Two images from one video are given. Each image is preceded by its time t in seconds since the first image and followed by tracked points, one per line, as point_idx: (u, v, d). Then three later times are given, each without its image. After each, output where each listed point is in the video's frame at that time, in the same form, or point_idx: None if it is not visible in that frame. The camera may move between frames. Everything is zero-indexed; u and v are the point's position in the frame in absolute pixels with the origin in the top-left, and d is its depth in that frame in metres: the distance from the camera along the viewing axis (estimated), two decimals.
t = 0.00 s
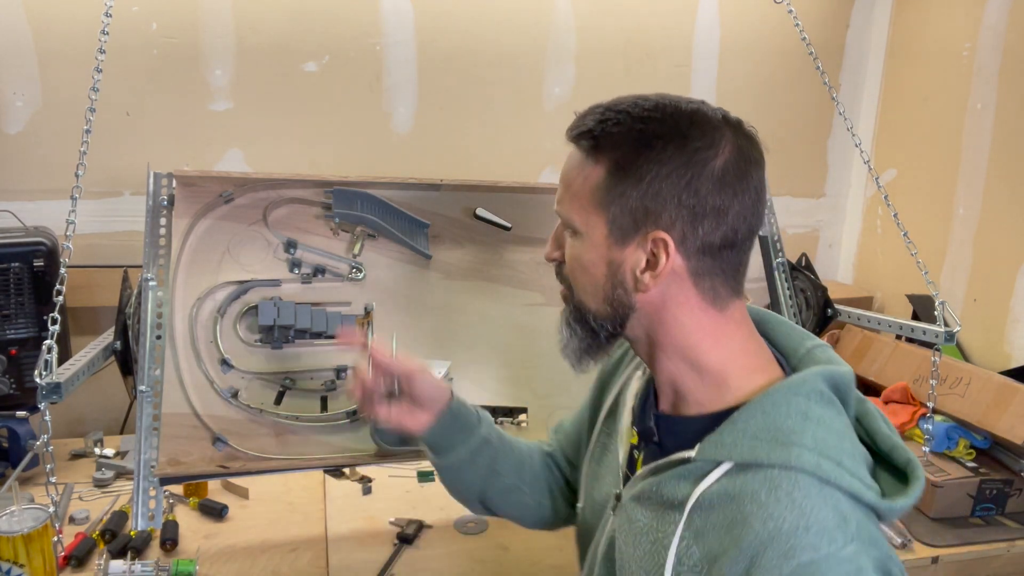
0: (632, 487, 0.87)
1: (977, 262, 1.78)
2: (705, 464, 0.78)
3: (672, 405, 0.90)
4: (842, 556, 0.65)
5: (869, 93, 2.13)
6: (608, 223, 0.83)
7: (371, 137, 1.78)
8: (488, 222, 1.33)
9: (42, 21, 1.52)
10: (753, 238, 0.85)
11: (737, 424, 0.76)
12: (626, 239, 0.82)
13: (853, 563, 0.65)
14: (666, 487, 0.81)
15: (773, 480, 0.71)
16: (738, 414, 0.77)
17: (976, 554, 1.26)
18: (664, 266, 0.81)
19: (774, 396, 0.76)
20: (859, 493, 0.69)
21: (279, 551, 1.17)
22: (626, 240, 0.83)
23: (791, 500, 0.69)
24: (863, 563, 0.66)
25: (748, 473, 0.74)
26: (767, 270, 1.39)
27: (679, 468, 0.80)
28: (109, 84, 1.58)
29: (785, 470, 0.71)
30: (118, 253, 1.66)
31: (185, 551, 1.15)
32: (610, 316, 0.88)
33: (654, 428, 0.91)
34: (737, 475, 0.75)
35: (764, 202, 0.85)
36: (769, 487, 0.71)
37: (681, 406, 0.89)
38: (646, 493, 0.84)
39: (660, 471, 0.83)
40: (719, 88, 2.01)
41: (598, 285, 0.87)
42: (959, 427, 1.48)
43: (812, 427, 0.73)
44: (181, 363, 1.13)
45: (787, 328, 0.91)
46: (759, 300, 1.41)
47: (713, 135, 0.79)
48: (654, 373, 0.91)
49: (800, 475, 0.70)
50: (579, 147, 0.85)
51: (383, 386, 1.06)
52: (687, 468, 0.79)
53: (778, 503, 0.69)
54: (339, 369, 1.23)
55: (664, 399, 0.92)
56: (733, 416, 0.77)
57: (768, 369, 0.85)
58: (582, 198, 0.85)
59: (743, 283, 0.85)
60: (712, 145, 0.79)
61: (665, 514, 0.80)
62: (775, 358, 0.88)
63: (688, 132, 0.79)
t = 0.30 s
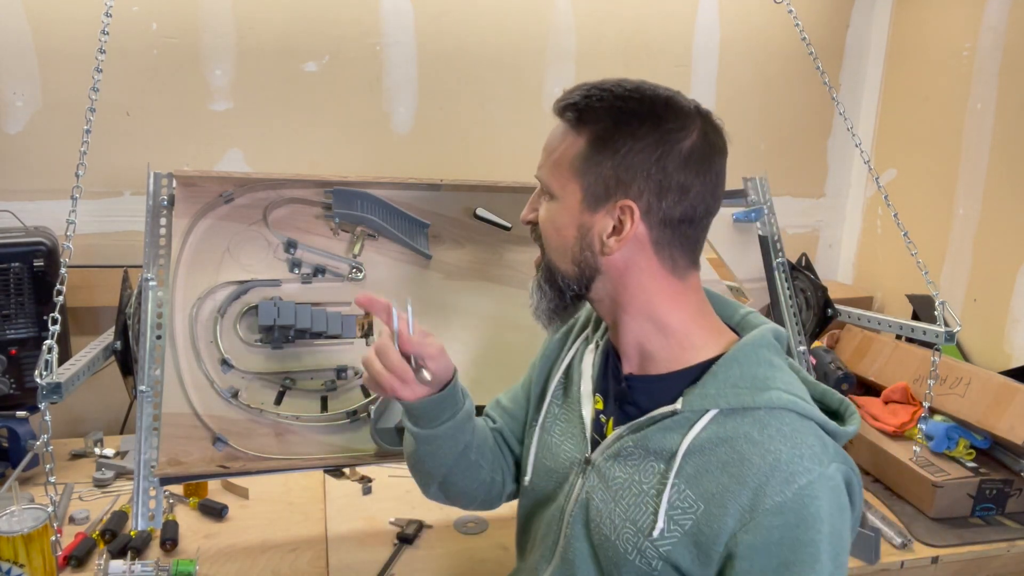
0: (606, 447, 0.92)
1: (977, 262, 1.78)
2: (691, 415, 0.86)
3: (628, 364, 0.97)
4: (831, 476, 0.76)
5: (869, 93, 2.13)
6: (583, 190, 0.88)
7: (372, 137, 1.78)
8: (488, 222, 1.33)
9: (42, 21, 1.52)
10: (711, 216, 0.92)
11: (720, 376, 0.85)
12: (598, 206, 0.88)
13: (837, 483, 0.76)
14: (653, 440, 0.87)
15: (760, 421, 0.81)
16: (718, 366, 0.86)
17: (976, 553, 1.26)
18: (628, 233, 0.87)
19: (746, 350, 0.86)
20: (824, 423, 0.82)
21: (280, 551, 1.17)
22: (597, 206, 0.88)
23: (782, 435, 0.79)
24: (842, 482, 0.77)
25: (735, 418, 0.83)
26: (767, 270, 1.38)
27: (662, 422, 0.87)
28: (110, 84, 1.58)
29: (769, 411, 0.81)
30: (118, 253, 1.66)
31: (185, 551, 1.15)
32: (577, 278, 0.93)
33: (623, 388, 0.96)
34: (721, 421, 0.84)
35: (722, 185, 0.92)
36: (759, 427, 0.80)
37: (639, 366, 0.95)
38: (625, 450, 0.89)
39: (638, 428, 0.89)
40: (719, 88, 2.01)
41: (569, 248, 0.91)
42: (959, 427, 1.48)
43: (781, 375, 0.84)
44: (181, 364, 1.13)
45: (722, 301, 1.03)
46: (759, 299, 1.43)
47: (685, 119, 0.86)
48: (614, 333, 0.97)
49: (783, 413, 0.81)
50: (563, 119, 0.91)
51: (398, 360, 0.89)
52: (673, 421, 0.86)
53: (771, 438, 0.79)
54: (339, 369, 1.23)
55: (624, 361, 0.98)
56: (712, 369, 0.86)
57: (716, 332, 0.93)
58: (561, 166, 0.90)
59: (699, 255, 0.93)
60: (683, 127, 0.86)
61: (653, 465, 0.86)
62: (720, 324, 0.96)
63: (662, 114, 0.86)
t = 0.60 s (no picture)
0: (592, 437, 0.93)
1: (977, 262, 1.78)
2: (674, 401, 0.87)
3: (619, 360, 0.97)
4: (802, 455, 0.78)
5: (869, 93, 2.13)
6: (601, 195, 0.87)
7: (372, 137, 1.78)
8: (488, 222, 1.33)
9: (42, 21, 1.52)
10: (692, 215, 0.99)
11: (700, 364, 0.87)
12: (617, 209, 0.87)
13: (808, 461, 0.78)
14: (637, 426, 0.88)
15: (738, 403, 0.83)
16: (699, 355, 0.88)
17: (976, 554, 1.26)
18: (651, 233, 0.88)
19: (727, 340, 0.88)
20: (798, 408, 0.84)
21: (280, 551, 1.17)
22: (615, 210, 0.87)
23: (758, 416, 0.81)
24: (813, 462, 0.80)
25: (714, 402, 0.85)
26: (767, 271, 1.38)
27: (647, 410, 0.89)
28: (110, 85, 1.58)
29: (747, 395, 0.83)
30: (118, 253, 1.66)
31: (185, 551, 1.15)
32: (590, 284, 0.90)
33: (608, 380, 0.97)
34: (702, 407, 0.85)
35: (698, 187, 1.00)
36: (737, 408, 0.83)
37: (629, 360, 0.96)
38: (610, 438, 0.90)
39: (623, 418, 0.90)
40: (719, 88, 2.01)
41: (584, 255, 0.89)
42: (959, 427, 1.48)
43: (757, 363, 0.87)
44: (181, 364, 1.13)
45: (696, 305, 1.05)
46: (759, 299, 1.41)
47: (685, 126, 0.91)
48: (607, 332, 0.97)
49: (759, 396, 0.83)
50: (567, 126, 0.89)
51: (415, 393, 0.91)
52: (657, 408, 0.88)
53: (747, 418, 0.81)
54: (339, 369, 1.23)
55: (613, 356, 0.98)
56: (693, 360, 0.88)
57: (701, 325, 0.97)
58: (577, 173, 0.87)
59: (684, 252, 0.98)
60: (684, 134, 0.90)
61: (637, 450, 0.88)
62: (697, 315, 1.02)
63: (668, 121, 0.89)
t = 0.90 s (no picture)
0: (610, 422, 0.95)
1: (977, 262, 1.78)
2: (697, 376, 0.94)
3: (632, 345, 0.99)
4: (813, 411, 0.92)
5: (869, 93, 2.13)
6: (630, 183, 0.94)
7: (371, 137, 1.78)
8: (488, 222, 1.33)
9: (42, 21, 1.52)
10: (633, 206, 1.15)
11: (715, 340, 0.95)
12: (642, 195, 0.96)
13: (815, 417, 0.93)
14: (664, 404, 0.93)
15: (758, 372, 0.93)
16: (712, 333, 0.96)
17: (976, 554, 1.26)
18: (664, 210, 1.00)
19: (731, 317, 0.99)
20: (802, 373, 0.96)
21: (280, 551, 1.17)
22: (640, 196, 0.96)
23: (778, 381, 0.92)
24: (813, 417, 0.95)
25: (734, 374, 0.94)
26: (767, 270, 1.40)
27: (670, 388, 0.94)
28: (110, 85, 1.58)
29: (762, 364, 0.94)
30: (118, 253, 1.66)
31: (185, 551, 1.15)
32: (643, 272, 0.94)
33: (620, 365, 1.00)
34: (722, 379, 0.94)
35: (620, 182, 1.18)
36: (760, 376, 0.93)
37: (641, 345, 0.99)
38: (636, 420, 0.94)
39: (646, 399, 0.94)
40: (719, 88, 2.01)
41: (636, 244, 0.93)
42: (959, 427, 1.48)
43: (756, 336, 0.99)
44: (181, 363, 1.13)
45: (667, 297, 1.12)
46: (759, 300, 1.40)
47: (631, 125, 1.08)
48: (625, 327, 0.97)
49: (773, 365, 0.94)
50: (571, 127, 0.92)
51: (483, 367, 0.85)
52: (681, 385, 0.94)
53: (772, 384, 0.92)
54: (339, 369, 1.23)
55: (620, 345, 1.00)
56: (707, 337, 0.96)
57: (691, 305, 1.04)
58: (612, 165, 0.92)
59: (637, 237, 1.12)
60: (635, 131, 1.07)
61: (665, 428, 0.92)
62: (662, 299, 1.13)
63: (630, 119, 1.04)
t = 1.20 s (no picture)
0: (618, 423, 0.92)
1: (977, 263, 1.78)
2: (701, 366, 0.93)
3: (631, 341, 0.97)
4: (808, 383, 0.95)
5: (869, 93, 2.13)
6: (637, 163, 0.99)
7: (371, 137, 1.78)
8: (488, 222, 1.33)
9: (42, 21, 1.52)
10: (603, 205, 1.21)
11: (710, 328, 0.96)
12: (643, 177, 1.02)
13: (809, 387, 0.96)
14: (672, 398, 0.92)
15: (756, 354, 0.94)
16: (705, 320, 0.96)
17: (976, 554, 1.26)
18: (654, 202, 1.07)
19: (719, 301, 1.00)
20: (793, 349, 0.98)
21: (280, 551, 1.17)
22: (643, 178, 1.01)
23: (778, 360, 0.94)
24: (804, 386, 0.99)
25: (734, 359, 0.94)
26: (767, 270, 1.40)
27: (677, 380, 0.93)
28: (109, 85, 1.58)
29: (759, 345, 0.95)
30: (118, 253, 1.66)
31: (185, 551, 1.15)
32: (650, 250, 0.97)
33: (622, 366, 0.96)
34: (724, 365, 0.94)
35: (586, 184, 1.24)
36: (759, 358, 0.94)
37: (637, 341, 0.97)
38: (646, 417, 0.92)
39: (654, 396, 0.93)
40: (719, 88, 2.01)
41: (644, 221, 0.96)
42: (959, 427, 1.48)
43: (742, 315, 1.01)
44: (181, 363, 1.13)
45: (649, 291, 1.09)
46: (759, 300, 1.40)
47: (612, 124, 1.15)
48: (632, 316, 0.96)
49: (768, 345, 0.96)
50: (584, 106, 0.97)
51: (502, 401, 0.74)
52: (688, 377, 0.93)
53: (773, 364, 0.93)
54: (339, 369, 1.23)
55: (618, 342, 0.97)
56: (702, 326, 0.96)
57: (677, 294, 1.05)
58: (625, 143, 0.97)
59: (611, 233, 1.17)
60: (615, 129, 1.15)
61: (676, 422, 0.91)
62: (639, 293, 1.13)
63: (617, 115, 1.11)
